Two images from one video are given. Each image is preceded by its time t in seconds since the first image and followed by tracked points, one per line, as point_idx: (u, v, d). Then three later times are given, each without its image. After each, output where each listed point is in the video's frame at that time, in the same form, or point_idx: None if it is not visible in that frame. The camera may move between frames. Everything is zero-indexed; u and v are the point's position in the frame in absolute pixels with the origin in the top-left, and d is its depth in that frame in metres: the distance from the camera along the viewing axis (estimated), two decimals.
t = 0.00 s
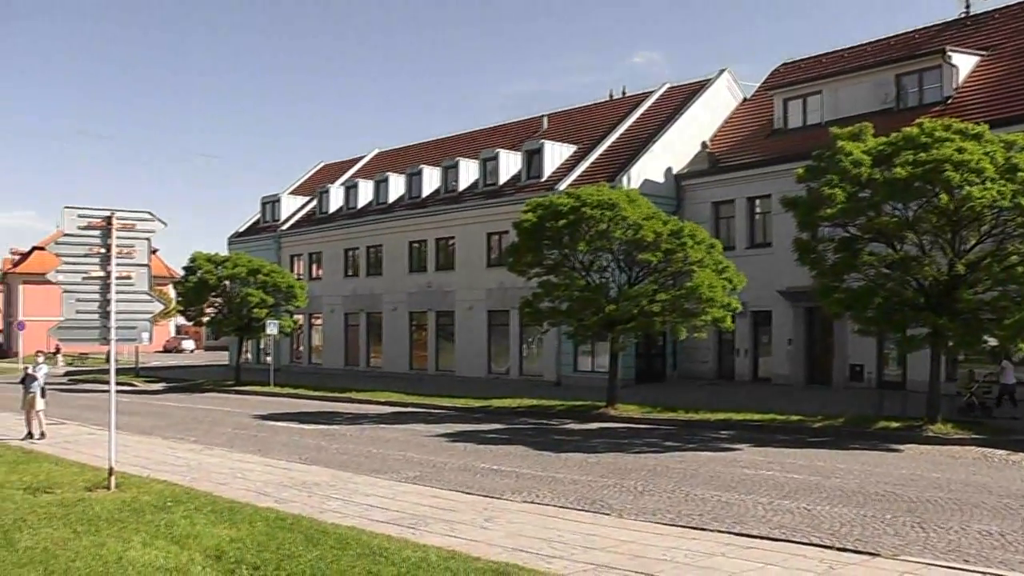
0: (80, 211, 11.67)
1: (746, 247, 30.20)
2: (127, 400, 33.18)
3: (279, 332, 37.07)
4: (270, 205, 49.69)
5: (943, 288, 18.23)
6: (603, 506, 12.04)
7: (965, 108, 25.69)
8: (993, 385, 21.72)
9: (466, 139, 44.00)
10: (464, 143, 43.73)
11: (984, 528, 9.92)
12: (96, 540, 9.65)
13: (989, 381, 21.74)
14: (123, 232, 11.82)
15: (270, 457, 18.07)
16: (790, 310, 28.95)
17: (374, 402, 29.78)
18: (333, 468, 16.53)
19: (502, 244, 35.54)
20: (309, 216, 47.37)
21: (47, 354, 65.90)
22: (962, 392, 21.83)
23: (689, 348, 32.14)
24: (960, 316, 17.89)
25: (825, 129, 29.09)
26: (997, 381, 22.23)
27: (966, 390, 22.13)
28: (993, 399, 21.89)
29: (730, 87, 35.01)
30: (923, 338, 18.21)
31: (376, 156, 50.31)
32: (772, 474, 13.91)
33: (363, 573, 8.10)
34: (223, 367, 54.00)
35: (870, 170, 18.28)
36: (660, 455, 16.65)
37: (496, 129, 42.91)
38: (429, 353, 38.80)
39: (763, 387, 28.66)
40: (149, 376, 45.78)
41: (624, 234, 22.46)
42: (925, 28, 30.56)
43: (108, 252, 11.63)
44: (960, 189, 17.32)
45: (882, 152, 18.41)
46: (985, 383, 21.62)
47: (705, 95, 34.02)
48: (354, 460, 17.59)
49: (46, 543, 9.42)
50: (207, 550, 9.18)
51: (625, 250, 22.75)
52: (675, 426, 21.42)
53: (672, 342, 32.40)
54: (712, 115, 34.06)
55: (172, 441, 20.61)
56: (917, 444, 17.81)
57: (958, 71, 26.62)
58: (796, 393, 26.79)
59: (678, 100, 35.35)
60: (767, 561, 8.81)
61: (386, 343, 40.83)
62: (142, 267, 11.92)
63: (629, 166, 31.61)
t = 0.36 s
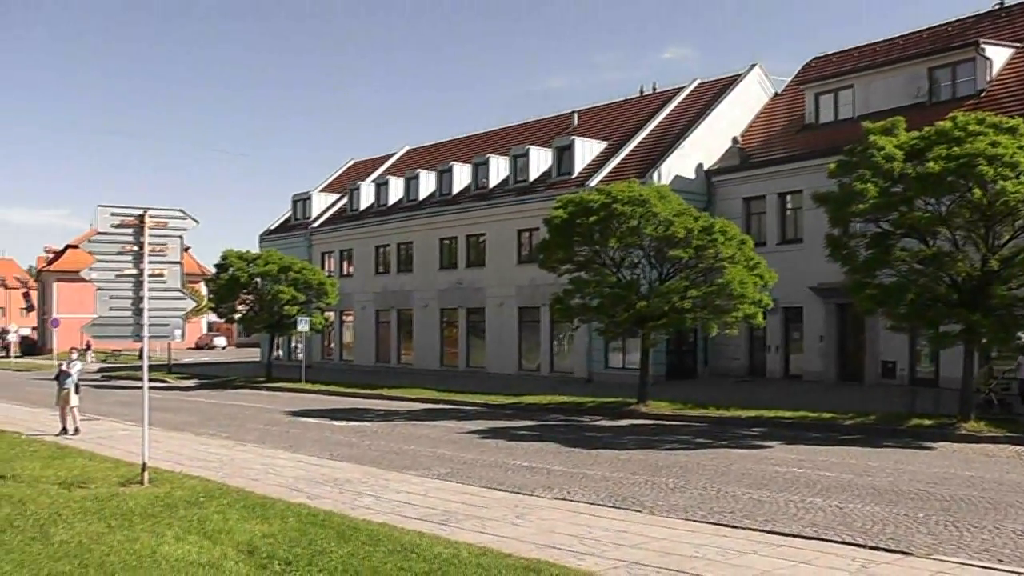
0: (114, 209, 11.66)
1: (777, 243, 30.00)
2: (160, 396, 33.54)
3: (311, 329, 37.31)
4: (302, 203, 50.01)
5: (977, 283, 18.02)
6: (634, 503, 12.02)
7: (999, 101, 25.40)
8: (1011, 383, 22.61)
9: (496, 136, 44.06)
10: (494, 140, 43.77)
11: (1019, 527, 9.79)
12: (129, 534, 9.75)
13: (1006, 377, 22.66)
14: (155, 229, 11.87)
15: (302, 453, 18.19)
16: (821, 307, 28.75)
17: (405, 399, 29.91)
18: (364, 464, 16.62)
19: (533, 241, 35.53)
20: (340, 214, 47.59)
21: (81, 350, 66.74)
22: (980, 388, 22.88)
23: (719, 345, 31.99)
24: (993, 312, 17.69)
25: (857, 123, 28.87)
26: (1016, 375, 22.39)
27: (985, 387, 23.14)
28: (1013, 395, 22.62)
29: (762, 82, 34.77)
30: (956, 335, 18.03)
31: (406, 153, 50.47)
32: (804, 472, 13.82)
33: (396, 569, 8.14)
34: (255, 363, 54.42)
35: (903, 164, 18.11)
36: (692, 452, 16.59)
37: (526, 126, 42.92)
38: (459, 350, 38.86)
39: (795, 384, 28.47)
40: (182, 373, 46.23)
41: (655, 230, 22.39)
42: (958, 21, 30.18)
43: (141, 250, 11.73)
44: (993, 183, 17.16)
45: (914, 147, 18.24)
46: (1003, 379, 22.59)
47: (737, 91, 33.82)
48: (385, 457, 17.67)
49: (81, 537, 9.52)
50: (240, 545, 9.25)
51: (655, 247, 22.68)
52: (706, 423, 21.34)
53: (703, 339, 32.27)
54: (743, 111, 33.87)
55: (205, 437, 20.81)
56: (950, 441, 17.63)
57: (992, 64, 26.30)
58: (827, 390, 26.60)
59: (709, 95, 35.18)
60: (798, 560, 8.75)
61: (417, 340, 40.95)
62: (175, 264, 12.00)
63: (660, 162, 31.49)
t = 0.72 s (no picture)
0: (146, 206, 11.81)
1: (808, 239, 29.79)
2: (191, 392, 33.86)
3: (341, 325, 37.54)
4: (332, 199, 50.30)
5: (1010, 280, 17.81)
6: (665, 500, 12.01)
7: None
8: None
9: (526, 133, 44.11)
10: (524, 136, 43.81)
11: None
12: (162, 528, 9.88)
13: None
14: (187, 226, 11.98)
15: (332, 449, 18.33)
16: (853, 304, 28.54)
17: (434, 395, 30.03)
18: (394, 460, 16.72)
19: (563, 237, 35.52)
20: (370, 210, 47.82)
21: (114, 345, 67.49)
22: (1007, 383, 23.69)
23: (750, 342, 31.84)
24: None
25: (888, 119, 28.69)
26: None
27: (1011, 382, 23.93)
28: None
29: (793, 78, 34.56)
30: (989, 332, 17.87)
31: (437, 150, 50.63)
32: (835, 470, 13.76)
33: (425, 565, 8.19)
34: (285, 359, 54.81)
35: (935, 160, 17.96)
36: (722, 449, 16.54)
37: (556, 123, 42.92)
38: (489, 347, 38.94)
39: (826, 381, 28.30)
40: (213, 368, 46.64)
41: (685, 226, 22.33)
42: (992, 14, 29.79)
43: (173, 246, 11.87)
44: None
45: (947, 142, 18.10)
46: None
47: (768, 86, 33.62)
48: (416, 453, 17.77)
49: (114, 531, 9.66)
50: (270, 540, 9.36)
51: (686, 243, 22.61)
52: (736, 421, 21.27)
53: (733, 336, 32.13)
54: (774, 106, 33.69)
55: (236, 432, 21.01)
56: (983, 439, 17.46)
57: None
58: (858, 387, 26.41)
59: (740, 91, 35.00)
60: (830, 558, 8.72)
61: (448, 336, 41.08)
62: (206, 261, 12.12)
63: (691, 158, 31.37)
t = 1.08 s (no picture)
0: (175, 204, 12.00)
1: (837, 235, 29.62)
2: (221, 388, 34.18)
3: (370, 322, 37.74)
4: (361, 197, 50.55)
5: None
6: (695, 496, 12.01)
7: None
8: None
9: (554, 129, 44.13)
10: (552, 133, 43.83)
11: None
12: (193, 524, 10.01)
13: None
14: (217, 224, 12.16)
15: (362, 445, 18.46)
16: (882, 300, 28.35)
17: (463, 392, 30.14)
18: (424, 457, 16.82)
19: (592, 234, 35.52)
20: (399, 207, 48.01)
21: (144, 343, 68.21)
22: None
23: (779, 338, 31.73)
24: None
25: (918, 113, 28.50)
26: None
27: None
28: None
29: (823, 72, 34.34)
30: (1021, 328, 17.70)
31: (466, 147, 50.72)
32: (866, 466, 13.70)
33: (455, 562, 8.25)
34: (315, 356, 55.15)
35: (966, 154, 17.82)
36: (753, 446, 16.51)
37: (585, 119, 42.89)
38: (519, 344, 39.01)
39: (855, 378, 28.13)
40: (244, 365, 47.04)
41: (714, 223, 22.30)
42: None
43: (202, 245, 12.02)
44: None
45: (977, 136, 17.94)
46: None
47: (798, 81, 33.43)
48: (446, 449, 17.87)
49: (145, 527, 9.80)
50: (301, 536, 9.46)
51: (715, 239, 22.56)
52: (766, 417, 21.19)
53: (763, 332, 32.05)
54: (803, 101, 33.50)
55: (266, 429, 21.20)
56: (1015, 436, 17.30)
57: None
58: (888, 384, 26.24)
59: (770, 85, 34.83)
60: (861, 556, 8.70)
61: (477, 333, 41.20)
62: (236, 259, 12.29)
63: (720, 154, 31.28)
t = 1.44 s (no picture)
0: (203, 201, 12.12)
1: (864, 231, 29.46)
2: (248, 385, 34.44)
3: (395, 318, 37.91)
4: (386, 194, 50.74)
5: None
6: (721, 494, 12.04)
7: None
8: None
9: (579, 126, 44.15)
10: (578, 130, 43.84)
11: None
12: (220, 519, 10.17)
13: None
14: (243, 221, 12.28)
15: (387, 442, 18.57)
16: (909, 296, 28.19)
17: (488, 389, 30.25)
18: (449, 454, 16.92)
19: (618, 231, 35.54)
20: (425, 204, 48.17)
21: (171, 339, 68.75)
22: None
23: (805, 335, 31.65)
24: None
25: (945, 108, 28.36)
26: None
27: None
28: None
29: (850, 68, 34.14)
30: None
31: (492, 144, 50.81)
32: (893, 465, 13.67)
33: (482, 559, 8.32)
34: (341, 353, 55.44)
35: (993, 150, 17.71)
36: (779, 444, 16.49)
37: (610, 116, 42.87)
38: (544, 341, 39.08)
39: (882, 375, 28.01)
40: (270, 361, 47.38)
41: (740, 219, 22.26)
42: None
43: (229, 242, 12.15)
44: None
45: (1005, 131, 17.81)
46: None
47: (824, 77, 33.27)
48: (471, 446, 17.95)
49: (172, 522, 9.95)
50: (327, 533, 9.57)
51: (741, 236, 22.52)
52: (792, 415, 21.13)
53: (789, 329, 31.98)
54: (830, 97, 33.34)
55: (292, 425, 21.37)
56: None
57: None
58: (915, 382, 26.10)
59: (797, 81, 34.68)
60: (888, 555, 8.70)
61: (502, 330, 41.30)
62: (262, 256, 12.38)
63: (746, 151, 31.20)
